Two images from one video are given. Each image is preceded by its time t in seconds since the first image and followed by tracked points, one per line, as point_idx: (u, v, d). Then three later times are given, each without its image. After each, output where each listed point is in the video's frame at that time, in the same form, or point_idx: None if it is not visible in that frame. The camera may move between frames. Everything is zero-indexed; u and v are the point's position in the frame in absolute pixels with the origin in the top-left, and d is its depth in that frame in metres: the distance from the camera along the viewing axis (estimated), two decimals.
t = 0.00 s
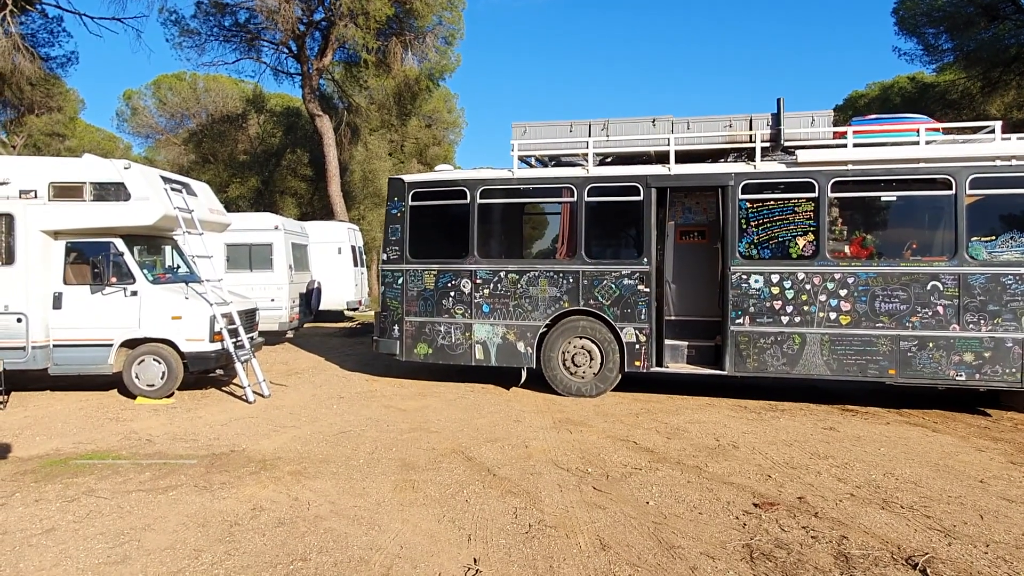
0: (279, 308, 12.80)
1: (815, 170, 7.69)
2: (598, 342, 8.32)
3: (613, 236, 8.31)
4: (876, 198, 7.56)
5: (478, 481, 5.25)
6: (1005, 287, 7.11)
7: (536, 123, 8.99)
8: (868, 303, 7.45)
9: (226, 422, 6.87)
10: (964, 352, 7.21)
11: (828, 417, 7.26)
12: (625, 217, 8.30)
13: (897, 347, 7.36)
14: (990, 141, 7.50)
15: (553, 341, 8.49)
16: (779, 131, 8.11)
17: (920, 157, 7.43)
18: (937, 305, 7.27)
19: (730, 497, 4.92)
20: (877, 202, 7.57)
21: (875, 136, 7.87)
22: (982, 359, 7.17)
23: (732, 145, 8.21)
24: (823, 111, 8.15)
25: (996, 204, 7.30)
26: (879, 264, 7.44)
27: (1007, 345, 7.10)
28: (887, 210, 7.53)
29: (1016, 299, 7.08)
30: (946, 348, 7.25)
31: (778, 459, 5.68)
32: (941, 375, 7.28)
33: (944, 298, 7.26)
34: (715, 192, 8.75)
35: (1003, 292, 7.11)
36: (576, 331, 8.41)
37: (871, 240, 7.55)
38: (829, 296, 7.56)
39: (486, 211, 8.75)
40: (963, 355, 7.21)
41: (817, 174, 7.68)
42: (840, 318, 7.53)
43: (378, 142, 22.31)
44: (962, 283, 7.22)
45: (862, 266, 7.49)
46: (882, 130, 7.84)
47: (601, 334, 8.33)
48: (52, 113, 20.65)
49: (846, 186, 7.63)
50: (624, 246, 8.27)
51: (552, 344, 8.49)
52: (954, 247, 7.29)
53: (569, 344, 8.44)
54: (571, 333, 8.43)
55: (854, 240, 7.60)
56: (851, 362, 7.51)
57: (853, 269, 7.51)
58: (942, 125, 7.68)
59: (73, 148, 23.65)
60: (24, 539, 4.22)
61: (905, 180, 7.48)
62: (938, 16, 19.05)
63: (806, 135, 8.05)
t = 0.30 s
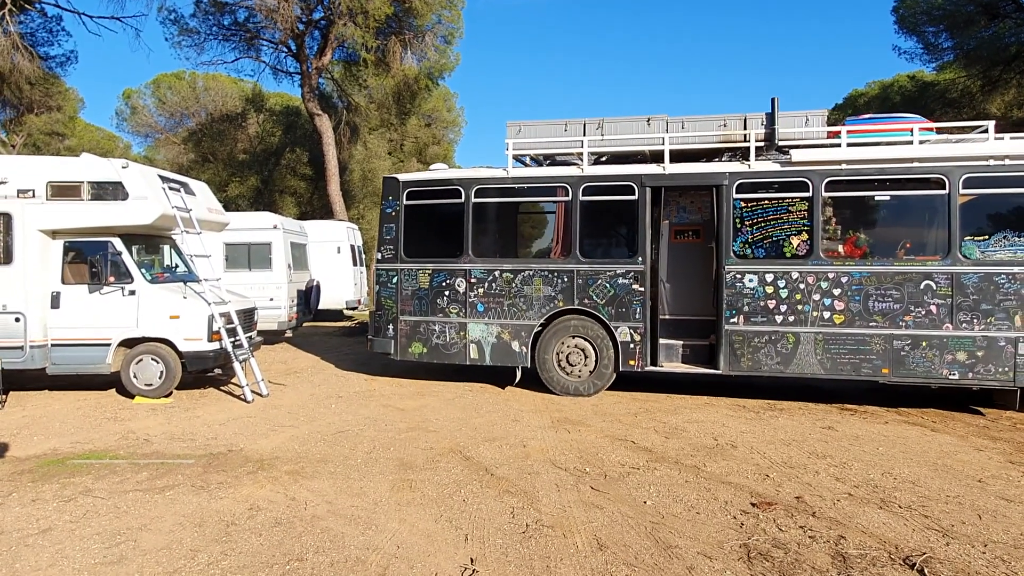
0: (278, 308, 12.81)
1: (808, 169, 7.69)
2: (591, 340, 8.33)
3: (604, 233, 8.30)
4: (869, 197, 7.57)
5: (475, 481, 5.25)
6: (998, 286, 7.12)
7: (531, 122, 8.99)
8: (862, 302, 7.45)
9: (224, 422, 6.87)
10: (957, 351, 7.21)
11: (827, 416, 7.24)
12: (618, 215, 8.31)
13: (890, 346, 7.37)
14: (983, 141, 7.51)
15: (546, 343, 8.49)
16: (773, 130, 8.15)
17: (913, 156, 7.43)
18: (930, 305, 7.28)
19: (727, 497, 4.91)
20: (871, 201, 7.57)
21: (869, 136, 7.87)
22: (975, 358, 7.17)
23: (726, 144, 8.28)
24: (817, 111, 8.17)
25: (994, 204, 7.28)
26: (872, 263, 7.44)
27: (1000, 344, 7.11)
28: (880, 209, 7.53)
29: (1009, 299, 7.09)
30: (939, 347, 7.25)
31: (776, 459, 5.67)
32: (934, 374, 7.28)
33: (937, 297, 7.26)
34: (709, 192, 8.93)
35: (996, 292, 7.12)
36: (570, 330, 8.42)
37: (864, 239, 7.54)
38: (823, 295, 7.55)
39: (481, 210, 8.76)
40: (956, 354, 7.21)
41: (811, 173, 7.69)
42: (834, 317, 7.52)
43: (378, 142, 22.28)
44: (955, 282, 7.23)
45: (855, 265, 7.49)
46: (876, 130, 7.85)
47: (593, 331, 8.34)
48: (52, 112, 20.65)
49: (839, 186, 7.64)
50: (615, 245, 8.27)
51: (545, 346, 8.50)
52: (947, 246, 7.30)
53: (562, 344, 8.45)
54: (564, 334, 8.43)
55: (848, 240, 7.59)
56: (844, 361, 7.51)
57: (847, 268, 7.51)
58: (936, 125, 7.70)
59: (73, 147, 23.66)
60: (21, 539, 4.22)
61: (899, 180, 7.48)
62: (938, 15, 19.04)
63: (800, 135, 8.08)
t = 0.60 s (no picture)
0: (278, 306, 12.80)
1: (803, 168, 7.70)
2: (584, 336, 8.35)
3: (595, 233, 8.34)
4: (862, 197, 7.58)
5: (475, 480, 5.25)
6: (990, 285, 7.15)
7: (526, 120, 8.98)
8: (855, 300, 7.48)
9: (224, 420, 6.87)
10: (949, 349, 7.25)
11: (827, 415, 7.24)
12: (613, 214, 8.32)
13: (883, 344, 7.40)
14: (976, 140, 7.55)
15: (539, 345, 8.51)
16: (767, 130, 8.12)
17: (906, 155, 7.46)
18: (923, 303, 7.31)
19: (727, 496, 4.91)
20: (865, 200, 7.59)
21: (862, 134, 7.87)
22: (967, 356, 7.22)
23: (721, 143, 8.29)
24: (811, 110, 8.20)
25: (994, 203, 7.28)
26: (866, 263, 7.47)
27: (992, 342, 7.14)
28: (875, 209, 7.54)
29: (1001, 298, 7.12)
30: (932, 345, 7.28)
31: (776, 458, 5.66)
32: (927, 372, 7.32)
33: (930, 296, 7.29)
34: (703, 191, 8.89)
35: (988, 290, 7.15)
36: (564, 329, 8.43)
37: (857, 237, 7.54)
38: (817, 293, 7.58)
39: (476, 209, 8.76)
40: (948, 353, 7.25)
41: (806, 172, 7.69)
42: (828, 315, 7.54)
43: (378, 140, 22.00)
44: (948, 280, 7.25)
45: (849, 264, 7.50)
46: (869, 129, 7.86)
47: (586, 328, 8.36)
48: (53, 110, 20.65)
49: (833, 185, 7.65)
50: (605, 244, 8.31)
51: (539, 349, 8.52)
52: (941, 245, 7.31)
53: (556, 344, 8.46)
54: (557, 334, 8.45)
55: (842, 238, 7.60)
56: (837, 359, 7.54)
57: (840, 266, 7.53)
58: (929, 124, 7.70)
59: (73, 147, 23.69)
60: (20, 537, 4.22)
61: (893, 179, 7.49)
62: (939, 13, 19.03)
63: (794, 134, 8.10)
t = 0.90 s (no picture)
0: (279, 306, 12.80)
1: (797, 168, 7.72)
2: (576, 333, 8.40)
3: (588, 232, 8.37)
4: (855, 196, 7.63)
5: (476, 479, 5.26)
6: (982, 284, 7.21)
7: (521, 119, 8.99)
8: (849, 300, 7.52)
9: (225, 420, 6.87)
10: (941, 348, 7.31)
11: (828, 414, 7.24)
12: (608, 214, 8.34)
13: (876, 343, 7.45)
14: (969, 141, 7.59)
15: (534, 348, 8.56)
16: (761, 130, 8.23)
17: (899, 155, 7.51)
18: (915, 302, 7.36)
19: (729, 495, 4.91)
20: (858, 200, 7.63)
21: (857, 134, 7.88)
22: (959, 355, 7.28)
23: (715, 142, 8.40)
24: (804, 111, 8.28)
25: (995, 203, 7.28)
26: (859, 262, 7.51)
27: (984, 341, 7.20)
28: (869, 208, 7.58)
29: (993, 297, 7.18)
30: (924, 344, 7.34)
31: (778, 457, 5.65)
32: (919, 371, 7.38)
33: (922, 295, 7.34)
34: (698, 191, 9.01)
35: (980, 290, 7.21)
36: (556, 329, 8.49)
37: (851, 237, 7.60)
38: (810, 293, 7.62)
39: (471, 208, 8.76)
40: (941, 352, 7.31)
41: (800, 172, 7.72)
42: (821, 314, 7.59)
43: (379, 139, 21.94)
44: (940, 280, 7.30)
45: (842, 263, 7.56)
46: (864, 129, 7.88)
47: (576, 325, 8.43)
48: (54, 109, 20.66)
49: (827, 185, 7.69)
50: (591, 244, 8.37)
51: (534, 353, 8.57)
52: (933, 245, 7.38)
53: (550, 345, 8.50)
54: (549, 334, 8.50)
55: (835, 237, 7.64)
56: (831, 358, 7.59)
57: (833, 266, 7.57)
58: (921, 125, 7.76)
59: (74, 146, 23.70)
60: (21, 536, 4.22)
61: (886, 178, 7.54)
62: (940, 13, 19.01)
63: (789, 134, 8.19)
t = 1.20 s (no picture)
0: (283, 305, 12.82)
1: (793, 167, 7.82)
2: (568, 330, 8.44)
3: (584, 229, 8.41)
4: (851, 196, 7.70)
5: (481, 478, 5.26)
6: (976, 283, 7.28)
7: (517, 118, 8.99)
8: (844, 298, 7.60)
9: (230, 419, 6.89)
10: (936, 347, 7.38)
11: (833, 413, 7.23)
12: (605, 213, 8.38)
13: (871, 342, 7.52)
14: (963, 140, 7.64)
15: (530, 353, 8.59)
16: (758, 129, 8.19)
17: (894, 155, 7.58)
18: (910, 301, 7.44)
19: (733, 494, 4.91)
20: (854, 200, 7.71)
21: (852, 134, 7.96)
22: (952, 354, 7.36)
23: (712, 142, 8.40)
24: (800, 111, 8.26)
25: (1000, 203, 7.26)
26: (855, 260, 7.59)
27: (978, 339, 7.27)
28: (864, 207, 7.65)
29: (987, 296, 7.25)
30: (918, 342, 7.42)
31: (782, 456, 5.65)
32: (913, 369, 7.46)
33: (916, 294, 7.42)
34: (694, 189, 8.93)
35: (974, 289, 7.28)
36: (548, 330, 8.52)
37: (846, 236, 7.66)
38: (806, 292, 7.70)
39: (468, 206, 8.79)
40: (935, 350, 7.38)
41: (795, 171, 7.81)
42: (817, 313, 7.67)
43: (384, 139, 22.13)
44: (934, 279, 7.38)
45: (838, 262, 7.62)
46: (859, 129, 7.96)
47: (567, 322, 8.47)
48: (58, 109, 20.73)
49: (823, 184, 7.77)
50: (577, 242, 8.43)
51: (531, 357, 8.60)
52: (928, 244, 7.44)
53: (546, 345, 8.53)
54: (543, 336, 8.54)
55: (831, 236, 7.71)
56: (827, 357, 7.66)
57: (829, 264, 7.64)
58: (916, 125, 7.83)
59: (79, 146, 23.81)
60: (28, 535, 4.24)
61: (881, 178, 7.61)
62: (945, 10, 18.94)
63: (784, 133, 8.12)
